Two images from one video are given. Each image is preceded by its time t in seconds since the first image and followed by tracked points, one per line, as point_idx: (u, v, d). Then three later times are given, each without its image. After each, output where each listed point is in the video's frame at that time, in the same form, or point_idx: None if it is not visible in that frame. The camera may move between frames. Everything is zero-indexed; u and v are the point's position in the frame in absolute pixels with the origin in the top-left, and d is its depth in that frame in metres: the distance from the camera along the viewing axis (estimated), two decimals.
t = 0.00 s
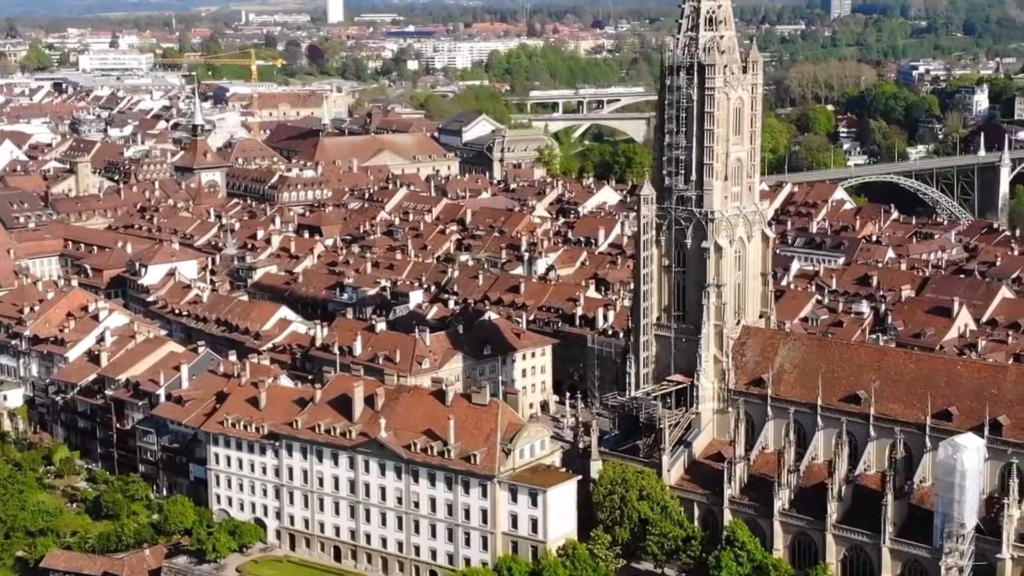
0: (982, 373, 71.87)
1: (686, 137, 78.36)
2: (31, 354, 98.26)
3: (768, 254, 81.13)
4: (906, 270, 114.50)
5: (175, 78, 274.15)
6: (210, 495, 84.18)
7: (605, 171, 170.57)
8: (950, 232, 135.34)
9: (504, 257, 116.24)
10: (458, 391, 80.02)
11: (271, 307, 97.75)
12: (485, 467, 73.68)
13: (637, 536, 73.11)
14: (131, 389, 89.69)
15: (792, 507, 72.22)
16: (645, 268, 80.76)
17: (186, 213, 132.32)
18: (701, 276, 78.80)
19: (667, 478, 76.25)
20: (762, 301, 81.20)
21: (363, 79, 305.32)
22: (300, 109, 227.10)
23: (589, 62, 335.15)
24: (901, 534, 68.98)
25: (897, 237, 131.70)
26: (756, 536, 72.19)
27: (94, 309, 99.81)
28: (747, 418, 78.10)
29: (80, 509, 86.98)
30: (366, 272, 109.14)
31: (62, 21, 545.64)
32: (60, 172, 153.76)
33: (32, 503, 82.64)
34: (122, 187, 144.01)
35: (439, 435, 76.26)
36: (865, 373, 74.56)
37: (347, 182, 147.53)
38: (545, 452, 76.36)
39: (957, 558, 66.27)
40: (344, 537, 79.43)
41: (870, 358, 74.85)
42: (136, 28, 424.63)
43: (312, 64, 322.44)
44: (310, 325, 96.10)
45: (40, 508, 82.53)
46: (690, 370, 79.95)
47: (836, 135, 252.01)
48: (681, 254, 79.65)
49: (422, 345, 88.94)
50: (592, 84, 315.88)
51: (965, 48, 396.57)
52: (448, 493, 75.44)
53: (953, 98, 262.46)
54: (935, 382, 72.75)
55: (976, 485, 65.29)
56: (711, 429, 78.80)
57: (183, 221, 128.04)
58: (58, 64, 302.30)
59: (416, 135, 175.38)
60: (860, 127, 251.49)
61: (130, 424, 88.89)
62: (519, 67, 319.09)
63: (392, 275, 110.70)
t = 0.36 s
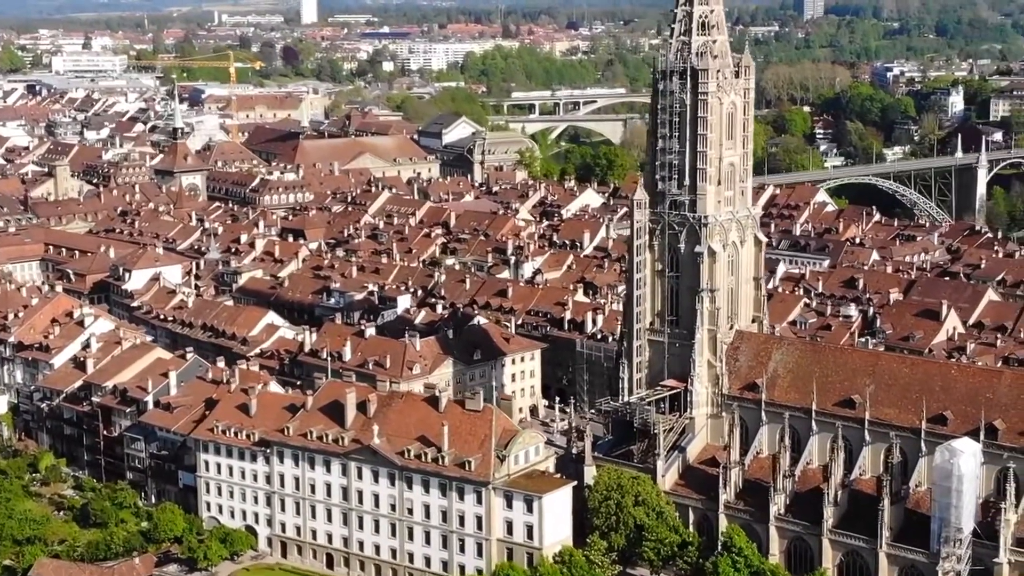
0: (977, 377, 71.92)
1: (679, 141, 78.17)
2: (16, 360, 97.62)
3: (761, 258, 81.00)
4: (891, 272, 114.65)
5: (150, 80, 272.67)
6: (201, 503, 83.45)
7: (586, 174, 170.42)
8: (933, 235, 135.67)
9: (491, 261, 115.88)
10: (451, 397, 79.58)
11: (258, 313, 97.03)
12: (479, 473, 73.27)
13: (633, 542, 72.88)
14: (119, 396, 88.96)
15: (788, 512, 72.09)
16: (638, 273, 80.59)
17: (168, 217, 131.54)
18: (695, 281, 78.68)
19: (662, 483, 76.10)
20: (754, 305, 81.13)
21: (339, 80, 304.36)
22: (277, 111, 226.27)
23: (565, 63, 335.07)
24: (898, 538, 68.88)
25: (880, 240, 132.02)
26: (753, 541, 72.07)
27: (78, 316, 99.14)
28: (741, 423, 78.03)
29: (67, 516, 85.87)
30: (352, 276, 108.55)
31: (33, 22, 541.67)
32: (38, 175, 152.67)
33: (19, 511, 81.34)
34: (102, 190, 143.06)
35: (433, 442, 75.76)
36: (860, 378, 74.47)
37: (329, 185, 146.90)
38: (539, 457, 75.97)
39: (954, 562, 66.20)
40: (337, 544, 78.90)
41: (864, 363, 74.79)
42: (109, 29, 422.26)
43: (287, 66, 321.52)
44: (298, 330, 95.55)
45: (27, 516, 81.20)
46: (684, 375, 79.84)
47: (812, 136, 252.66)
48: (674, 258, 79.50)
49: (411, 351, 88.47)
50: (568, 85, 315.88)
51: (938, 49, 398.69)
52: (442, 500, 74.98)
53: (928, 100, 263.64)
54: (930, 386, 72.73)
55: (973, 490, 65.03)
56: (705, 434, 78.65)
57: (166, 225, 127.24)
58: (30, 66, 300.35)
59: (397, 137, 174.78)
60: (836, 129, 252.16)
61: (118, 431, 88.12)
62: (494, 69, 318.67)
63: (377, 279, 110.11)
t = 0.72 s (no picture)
0: (971, 382, 71.91)
1: (672, 146, 78.00)
2: None
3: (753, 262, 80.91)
4: (876, 275, 114.85)
5: (122, 82, 270.99)
6: (190, 512, 82.62)
7: (566, 176, 170.18)
8: (914, 236, 136.00)
9: (475, 265, 115.49)
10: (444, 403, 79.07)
11: (244, 318, 96.29)
12: (474, 481, 72.85)
13: (629, 549, 72.63)
14: (105, 403, 88.18)
15: (783, 518, 72.00)
16: (630, 278, 80.39)
17: (148, 221, 130.65)
18: (688, 286, 78.55)
19: (656, 489, 75.95)
20: (747, 310, 81.04)
21: (312, 81, 303.31)
22: (253, 112, 225.13)
23: (538, 64, 334.88)
24: (894, 544, 68.79)
25: (861, 242, 132.37)
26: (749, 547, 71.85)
27: (62, 322, 98.31)
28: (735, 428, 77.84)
29: (54, 525, 84.74)
30: (336, 280, 107.95)
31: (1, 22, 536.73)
32: (15, 178, 151.42)
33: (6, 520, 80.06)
34: (81, 194, 141.98)
35: (426, 449, 75.24)
36: (854, 383, 74.35)
37: (309, 188, 146.20)
38: (533, 464, 75.55)
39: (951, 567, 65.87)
40: (329, 552, 78.31)
41: (858, 368, 74.68)
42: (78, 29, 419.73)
43: (260, 67, 320.17)
44: (285, 336, 94.93)
45: (13, 525, 79.93)
46: (677, 380, 79.68)
47: (787, 138, 253.30)
48: (667, 263, 79.34)
49: (400, 356, 87.92)
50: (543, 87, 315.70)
51: (908, 50, 400.60)
52: (436, 507, 74.47)
53: (902, 102, 264.82)
54: (924, 391, 72.67)
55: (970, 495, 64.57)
56: (699, 439, 78.47)
57: (146, 229, 126.32)
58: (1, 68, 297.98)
59: (375, 139, 174.07)
60: (810, 130, 252.87)
61: (104, 439, 87.20)
62: (468, 70, 318.17)
63: (362, 283, 109.53)
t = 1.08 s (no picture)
0: (964, 387, 71.96)
1: (663, 151, 77.86)
2: None
3: (743, 267, 80.95)
4: (859, 277, 115.01)
5: (92, 84, 269.16)
6: (177, 521, 81.77)
7: (544, 179, 169.89)
8: (893, 238, 136.33)
9: (458, 269, 115.06)
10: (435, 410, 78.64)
11: (228, 324, 95.52)
12: (467, 488, 72.44)
13: (623, 556, 72.11)
14: (89, 411, 87.32)
15: (777, 523, 71.72)
16: (622, 283, 80.30)
17: (126, 225, 129.66)
18: (680, 292, 78.54)
19: (649, 494, 75.77)
20: (738, 315, 81.04)
21: (283, 82, 302.07)
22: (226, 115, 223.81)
23: (510, 65, 334.60)
24: (889, 549, 68.63)
25: (841, 244, 132.64)
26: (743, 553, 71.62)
27: (44, 329, 97.44)
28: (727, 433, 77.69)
29: (38, 534, 83.44)
30: (319, 285, 107.26)
31: None
32: None
33: None
34: (56, 197, 140.82)
35: (419, 456, 74.77)
36: (846, 388, 74.30)
37: (288, 192, 145.42)
38: (526, 470, 75.20)
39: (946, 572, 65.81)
40: (319, 560, 77.68)
41: (851, 373, 74.65)
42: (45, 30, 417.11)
43: (230, 68, 318.76)
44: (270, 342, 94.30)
45: None
46: (669, 386, 79.58)
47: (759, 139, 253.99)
48: (659, 269, 79.29)
49: (388, 362, 87.36)
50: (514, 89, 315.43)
51: (877, 52, 402.57)
52: (428, 515, 74.01)
53: (873, 103, 266.10)
54: (917, 395, 72.67)
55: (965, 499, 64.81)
56: (691, 445, 78.32)
57: (125, 234, 125.31)
58: None
59: (352, 142, 173.31)
60: (783, 132, 253.60)
61: (89, 447, 86.31)
62: (441, 72, 317.61)
63: (345, 288, 108.87)
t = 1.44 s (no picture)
0: (956, 390, 71.97)
1: (653, 155, 77.70)
2: None
3: (733, 271, 80.97)
4: (840, 279, 115.14)
5: (61, 84, 267.19)
6: (164, 528, 80.94)
7: (521, 180, 169.59)
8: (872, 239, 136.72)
9: (440, 272, 114.61)
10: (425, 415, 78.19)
11: (212, 329, 94.68)
12: (459, 493, 71.97)
13: (616, 561, 71.77)
14: (73, 418, 86.42)
15: (770, 527, 71.64)
16: (612, 288, 80.35)
17: (103, 228, 128.59)
18: (671, 296, 78.65)
19: (641, 498, 75.57)
20: (727, 319, 81.04)
21: (254, 83, 300.72)
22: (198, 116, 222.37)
23: (481, 65, 334.26)
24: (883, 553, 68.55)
25: (821, 246, 132.89)
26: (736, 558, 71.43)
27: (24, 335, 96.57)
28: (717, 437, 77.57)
29: (21, 543, 82.33)
30: (301, 289, 106.56)
31: None
32: None
33: None
34: (31, 200, 139.53)
35: (409, 462, 74.27)
36: (838, 392, 74.21)
37: (264, 194, 144.57)
38: (517, 475, 74.80)
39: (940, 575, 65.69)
40: (308, 567, 77.02)
41: (842, 377, 74.57)
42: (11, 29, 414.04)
43: (199, 69, 317.11)
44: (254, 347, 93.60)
45: None
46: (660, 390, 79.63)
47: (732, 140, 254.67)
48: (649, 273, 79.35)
49: (374, 368, 86.80)
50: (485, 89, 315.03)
51: (844, 52, 404.61)
52: (420, 521, 73.53)
53: (845, 104, 267.39)
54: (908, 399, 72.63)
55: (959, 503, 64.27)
56: (682, 449, 78.18)
57: (102, 237, 124.23)
58: None
59: (328, 143, 172.49)
60: (755, 132, 254.36)
61: (72, 454, 85.38)
62: (412, 72, 316.98)
63: (327, 291, 108.18)
